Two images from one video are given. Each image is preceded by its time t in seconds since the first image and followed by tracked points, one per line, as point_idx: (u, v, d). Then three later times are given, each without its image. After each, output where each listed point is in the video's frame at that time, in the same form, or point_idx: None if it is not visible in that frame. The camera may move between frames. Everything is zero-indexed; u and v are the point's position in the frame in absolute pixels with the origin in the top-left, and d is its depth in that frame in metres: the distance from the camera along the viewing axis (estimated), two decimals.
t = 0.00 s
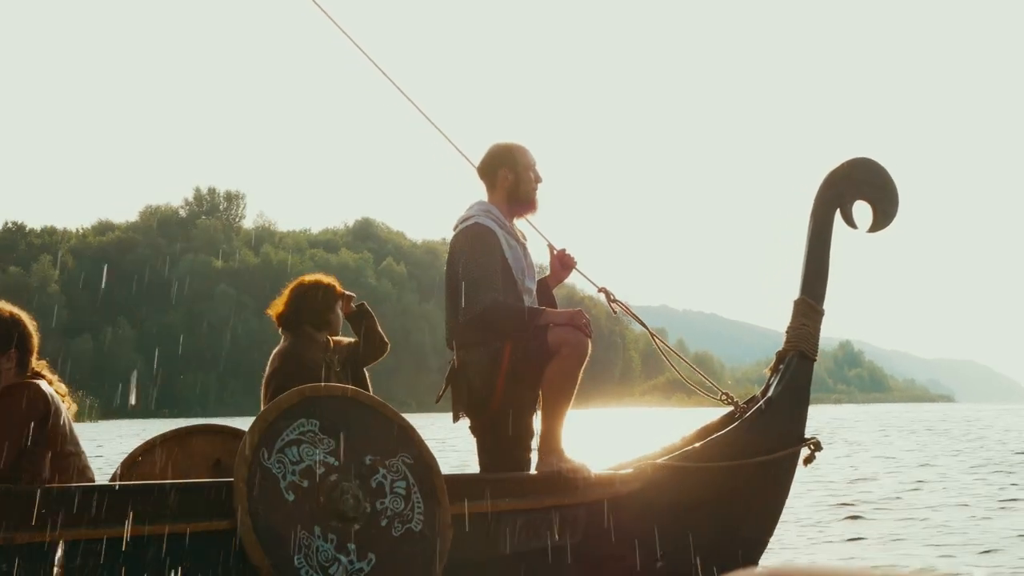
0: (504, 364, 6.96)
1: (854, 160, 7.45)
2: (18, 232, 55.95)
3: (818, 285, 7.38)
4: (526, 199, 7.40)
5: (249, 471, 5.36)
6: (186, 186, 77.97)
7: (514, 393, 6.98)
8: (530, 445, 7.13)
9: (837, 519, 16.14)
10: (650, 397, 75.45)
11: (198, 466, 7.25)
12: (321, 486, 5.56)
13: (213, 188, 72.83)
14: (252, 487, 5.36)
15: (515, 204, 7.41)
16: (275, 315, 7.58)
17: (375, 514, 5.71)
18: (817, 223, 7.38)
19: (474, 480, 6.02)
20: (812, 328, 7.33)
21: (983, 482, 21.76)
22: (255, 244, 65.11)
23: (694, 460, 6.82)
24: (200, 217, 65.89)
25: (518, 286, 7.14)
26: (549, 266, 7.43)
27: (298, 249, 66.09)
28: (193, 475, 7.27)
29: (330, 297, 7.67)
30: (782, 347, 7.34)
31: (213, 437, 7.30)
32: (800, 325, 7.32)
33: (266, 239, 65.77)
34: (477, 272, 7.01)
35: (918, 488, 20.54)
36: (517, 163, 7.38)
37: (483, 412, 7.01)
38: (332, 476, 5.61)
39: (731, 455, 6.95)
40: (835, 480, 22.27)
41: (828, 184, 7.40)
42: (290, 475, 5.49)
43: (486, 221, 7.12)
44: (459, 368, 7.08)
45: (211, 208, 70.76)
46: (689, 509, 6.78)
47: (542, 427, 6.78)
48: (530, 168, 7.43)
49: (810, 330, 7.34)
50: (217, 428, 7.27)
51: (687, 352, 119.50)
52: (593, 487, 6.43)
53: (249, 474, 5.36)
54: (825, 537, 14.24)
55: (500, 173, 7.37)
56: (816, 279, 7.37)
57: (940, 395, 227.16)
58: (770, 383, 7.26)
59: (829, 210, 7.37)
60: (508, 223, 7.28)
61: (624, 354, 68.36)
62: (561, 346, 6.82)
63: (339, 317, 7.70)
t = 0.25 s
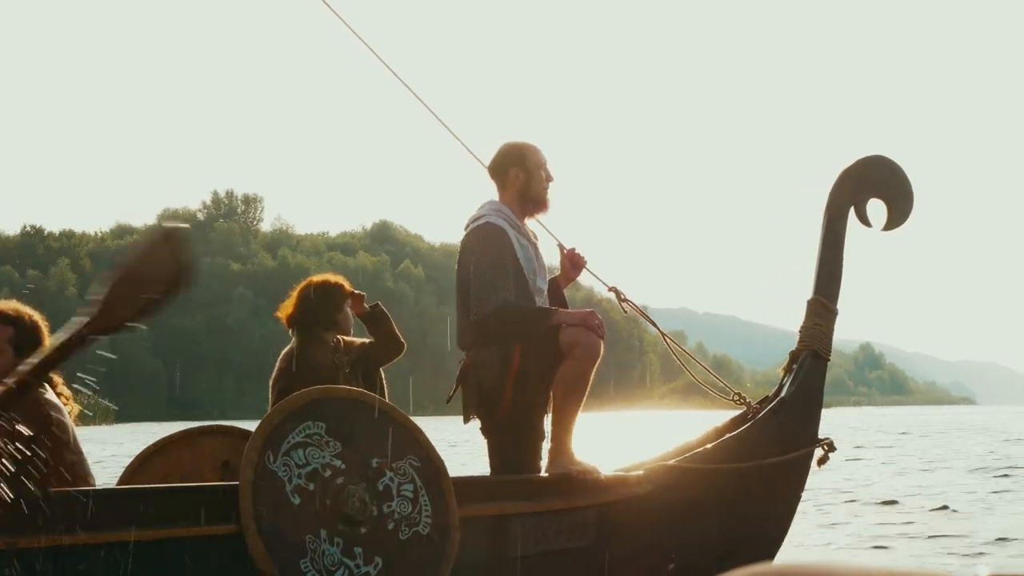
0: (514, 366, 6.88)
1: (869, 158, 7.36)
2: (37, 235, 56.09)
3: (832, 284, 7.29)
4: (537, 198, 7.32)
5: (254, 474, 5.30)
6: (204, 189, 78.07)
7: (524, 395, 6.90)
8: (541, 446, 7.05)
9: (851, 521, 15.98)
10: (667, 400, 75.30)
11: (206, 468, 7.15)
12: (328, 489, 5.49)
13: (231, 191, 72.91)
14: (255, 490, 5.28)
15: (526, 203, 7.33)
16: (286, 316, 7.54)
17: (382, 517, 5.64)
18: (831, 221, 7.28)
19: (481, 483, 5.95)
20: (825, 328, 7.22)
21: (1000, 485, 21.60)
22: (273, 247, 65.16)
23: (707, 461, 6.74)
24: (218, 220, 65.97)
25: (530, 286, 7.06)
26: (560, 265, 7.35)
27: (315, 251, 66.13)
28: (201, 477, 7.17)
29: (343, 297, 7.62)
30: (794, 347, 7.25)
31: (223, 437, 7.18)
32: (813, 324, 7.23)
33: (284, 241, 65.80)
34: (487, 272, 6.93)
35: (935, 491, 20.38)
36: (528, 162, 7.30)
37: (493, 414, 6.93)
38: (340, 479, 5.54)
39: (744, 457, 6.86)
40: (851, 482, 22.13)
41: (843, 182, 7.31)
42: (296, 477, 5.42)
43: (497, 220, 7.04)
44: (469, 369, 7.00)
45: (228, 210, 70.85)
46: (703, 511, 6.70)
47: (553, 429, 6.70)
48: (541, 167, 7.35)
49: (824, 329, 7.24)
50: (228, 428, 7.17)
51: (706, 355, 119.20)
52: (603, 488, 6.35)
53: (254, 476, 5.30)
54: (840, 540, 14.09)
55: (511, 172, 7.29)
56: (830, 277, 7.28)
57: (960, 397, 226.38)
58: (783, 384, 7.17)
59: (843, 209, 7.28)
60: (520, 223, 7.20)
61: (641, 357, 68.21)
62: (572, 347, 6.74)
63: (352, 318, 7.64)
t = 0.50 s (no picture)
0: (520, 369, 6.80)
1: (881, 157, 7.25)
2: (51, 239, 56.21)
3: (843, 284, 7.17)
4: (546, 200, 7.22)
5: (256, 478, 5.27)
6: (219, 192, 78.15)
7: (531, 398, 6.82)
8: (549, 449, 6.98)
9: (861, 525, 15.84)
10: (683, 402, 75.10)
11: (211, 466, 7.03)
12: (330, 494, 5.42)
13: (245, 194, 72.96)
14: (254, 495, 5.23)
15: (534, 205, 7.24)
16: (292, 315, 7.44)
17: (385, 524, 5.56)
18: (841, 222, 7.19)
19: (484, 487, 5.86)
20: (836, 329, 7.11)
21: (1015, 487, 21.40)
22: (287, 250, 65.18)
23: (716, 464, 6.66)
24: (232, 223, 66.03)
25: (537, 287, 6.98)
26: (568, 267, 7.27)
27: (330, 254, 66.14)
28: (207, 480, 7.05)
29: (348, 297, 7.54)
30: (805, 349, 7.14)
31: (230, 437, 7.05)
32: (823, 326, 7.12)
33: (298, 244, 65.82)
34: (493, 273, 6.84)
35: (948, 494, 20.22)
36: (538, 162, 7.21)
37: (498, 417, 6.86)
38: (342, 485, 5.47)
39: (753, 460, 6.77)
40: (864, 485, 21.97)
41: (853, 182, 7.22)
42: (298, 483, 5.38)
43: (505, 220, 6.96)
44: (476, 371, 6.93)
45: (243, 213, 70.90)
46: (711, 517, 6.62)
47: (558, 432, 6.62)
48: (551, 167, 7.26)
49: (835, 331, 7.13)
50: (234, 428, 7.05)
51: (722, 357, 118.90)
52: (609, 493, 6.27)
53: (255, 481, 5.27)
54: (849, 543, 13.95)
55: (520, 172, 7.21)
56: (841, 278, 7.17)
57: (978, 400, 225.59)
58: (793, 385, 7.07)
59: (854, 209, 7.17)
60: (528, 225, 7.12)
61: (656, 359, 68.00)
62: (578, 348, 6.67)
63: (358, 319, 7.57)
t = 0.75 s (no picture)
0: (529, 372, 6.70)
1: (895, 157, 7.13)
2: (69, 241, 56.40)
3: (855, 288, 7.06)
4: (557, 200, 7.11)
5: (259, 485, 5.24)
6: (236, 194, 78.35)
7: (538, 400, 6.71)
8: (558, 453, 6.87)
9: (872, 528, 15.69)
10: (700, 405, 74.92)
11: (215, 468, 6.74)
12: (334, 502, 5.37)
13: (262, 197, 73.12)
14: (258, 506, 5.21)
15: (543, 207, 7.12)
16: (298, 314, 7.16)
17: (388, 531, 5.48)
18: (854, 223, 7.07)
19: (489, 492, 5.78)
20: (847, 331, 7.00)
21: None
22: (303, 252, 65.28)
23: (727, 469, 6.54)
24: (249, 225, 66.15)
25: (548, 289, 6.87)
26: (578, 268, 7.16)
27: (346, 256, 66.23)
28: (209, 483, 6.75)
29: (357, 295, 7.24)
30: (816, 351, 7.02)
31: (233, 437, 6.78)
32: (835, 328, 7.00)
33: (315, 247, 65.92)
34: (503, 274, 6.74)
35: (962, 498, 20.05)
36: (548, 161, 7.10)
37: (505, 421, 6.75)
38: (346, 492, 5.41)
39: (764, 465, 6.66)
40: (880, 489, 21.82)
41: (867, 182, 7.09)
42: (302, 490, 5.32)
43: (514, 221, 6.84)
44: (484, 374, 6.82)
45: (259, 216, 71.06)
46: (723, 525, 6.51)
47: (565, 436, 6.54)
48: (561, 166, 7.15)
49: (846, 333, 7.01)
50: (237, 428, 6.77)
51: (739, 360, 118.77)
52: (619, 498, 6.15)
53: (257, 487, 5.23)
54: (859, 546, 13.80)
55: (529, 173, 7.10)
56: (854, 281, 7.05)
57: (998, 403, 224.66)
58: (804, 388, 6.94)
59: (867, 210, 7.06)
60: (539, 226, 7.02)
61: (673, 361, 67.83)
62: (586, 352, 6.58)
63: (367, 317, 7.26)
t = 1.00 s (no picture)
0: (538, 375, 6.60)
1: (911, 157, 7.02)
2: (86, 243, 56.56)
3: (869, 291, 6.97)
4: (569, 203, 7.02)
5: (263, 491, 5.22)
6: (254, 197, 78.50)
7: (549, 402, 6.57)
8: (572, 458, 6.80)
9: (887, 532, 15.56)
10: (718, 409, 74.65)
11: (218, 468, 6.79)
12: (338, 509, 5.35)
13: (279, 199, 73.20)
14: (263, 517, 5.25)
15: (555, 208, 7.02)
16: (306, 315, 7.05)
17: (395, 540, 5.41)
18: (869, 224, 6.97)
19: (500, 495, 5.69)
20: (860, 334, 6.92)
21: None
22: (320, 255, 65.30)
23: (738, 472, 6.45)
24: (266, 228, 66.22)
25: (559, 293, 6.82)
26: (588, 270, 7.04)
27: (362, 260, 66.25)
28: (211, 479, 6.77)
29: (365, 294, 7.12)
30: (828, 354, 6.94)
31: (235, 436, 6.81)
32: (847, 331, 6.92)
33: (331, 250, 65.95)
34: (513, 280, 6.68)
35: (977, 502, 19.89)
36: (559, 163, 7.01)
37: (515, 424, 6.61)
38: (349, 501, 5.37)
39: (777, 468, 6.58)
40: (897, 493, 21.65)
41: (881, 184, 6.99)
42: (308, 497, 5.31)
43: (525, 223, 6.78)
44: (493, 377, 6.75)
45: (276, 219, 71.16)
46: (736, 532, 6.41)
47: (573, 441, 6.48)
48: (573, 168, 7.05)
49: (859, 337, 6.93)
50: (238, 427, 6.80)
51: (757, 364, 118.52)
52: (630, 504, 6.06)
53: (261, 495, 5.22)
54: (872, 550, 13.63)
55: (542, 175, 7.01)
56: (868, 283, 6.96)
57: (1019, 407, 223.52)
58: (816, 392, 6.87)
59: (882, 211, 6.96)
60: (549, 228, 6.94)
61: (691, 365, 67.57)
62: (595, 359, 6.52)
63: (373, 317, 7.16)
